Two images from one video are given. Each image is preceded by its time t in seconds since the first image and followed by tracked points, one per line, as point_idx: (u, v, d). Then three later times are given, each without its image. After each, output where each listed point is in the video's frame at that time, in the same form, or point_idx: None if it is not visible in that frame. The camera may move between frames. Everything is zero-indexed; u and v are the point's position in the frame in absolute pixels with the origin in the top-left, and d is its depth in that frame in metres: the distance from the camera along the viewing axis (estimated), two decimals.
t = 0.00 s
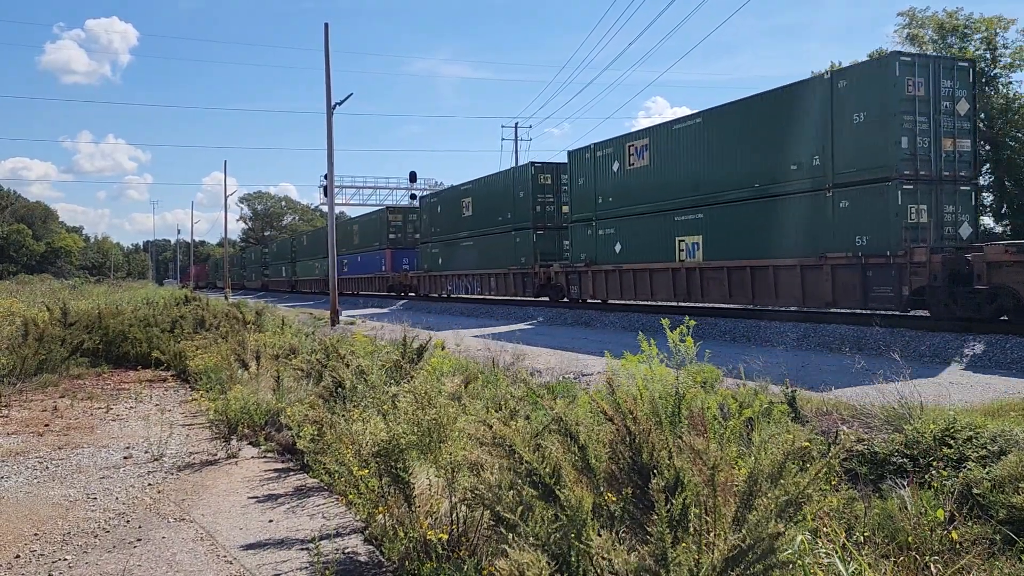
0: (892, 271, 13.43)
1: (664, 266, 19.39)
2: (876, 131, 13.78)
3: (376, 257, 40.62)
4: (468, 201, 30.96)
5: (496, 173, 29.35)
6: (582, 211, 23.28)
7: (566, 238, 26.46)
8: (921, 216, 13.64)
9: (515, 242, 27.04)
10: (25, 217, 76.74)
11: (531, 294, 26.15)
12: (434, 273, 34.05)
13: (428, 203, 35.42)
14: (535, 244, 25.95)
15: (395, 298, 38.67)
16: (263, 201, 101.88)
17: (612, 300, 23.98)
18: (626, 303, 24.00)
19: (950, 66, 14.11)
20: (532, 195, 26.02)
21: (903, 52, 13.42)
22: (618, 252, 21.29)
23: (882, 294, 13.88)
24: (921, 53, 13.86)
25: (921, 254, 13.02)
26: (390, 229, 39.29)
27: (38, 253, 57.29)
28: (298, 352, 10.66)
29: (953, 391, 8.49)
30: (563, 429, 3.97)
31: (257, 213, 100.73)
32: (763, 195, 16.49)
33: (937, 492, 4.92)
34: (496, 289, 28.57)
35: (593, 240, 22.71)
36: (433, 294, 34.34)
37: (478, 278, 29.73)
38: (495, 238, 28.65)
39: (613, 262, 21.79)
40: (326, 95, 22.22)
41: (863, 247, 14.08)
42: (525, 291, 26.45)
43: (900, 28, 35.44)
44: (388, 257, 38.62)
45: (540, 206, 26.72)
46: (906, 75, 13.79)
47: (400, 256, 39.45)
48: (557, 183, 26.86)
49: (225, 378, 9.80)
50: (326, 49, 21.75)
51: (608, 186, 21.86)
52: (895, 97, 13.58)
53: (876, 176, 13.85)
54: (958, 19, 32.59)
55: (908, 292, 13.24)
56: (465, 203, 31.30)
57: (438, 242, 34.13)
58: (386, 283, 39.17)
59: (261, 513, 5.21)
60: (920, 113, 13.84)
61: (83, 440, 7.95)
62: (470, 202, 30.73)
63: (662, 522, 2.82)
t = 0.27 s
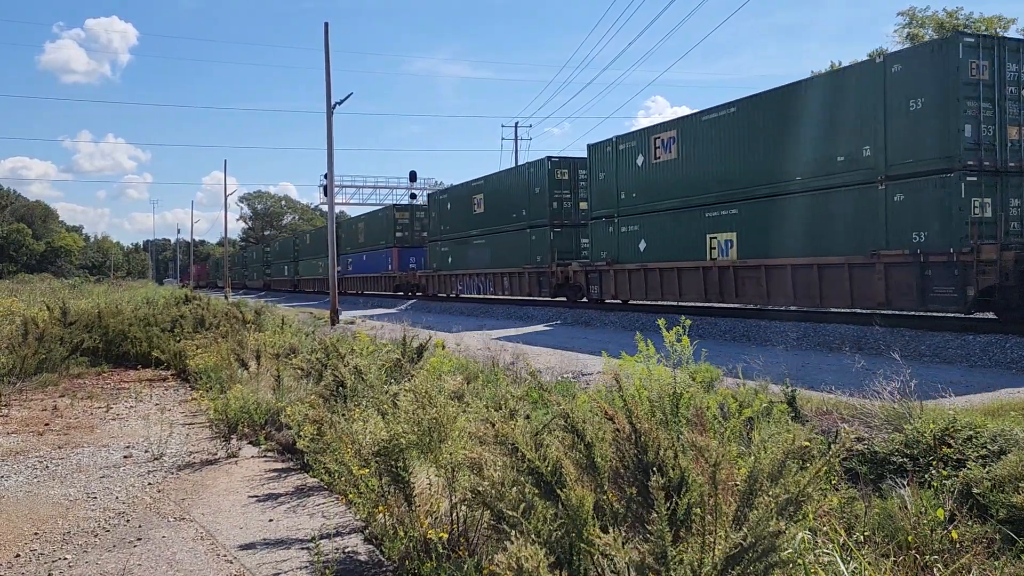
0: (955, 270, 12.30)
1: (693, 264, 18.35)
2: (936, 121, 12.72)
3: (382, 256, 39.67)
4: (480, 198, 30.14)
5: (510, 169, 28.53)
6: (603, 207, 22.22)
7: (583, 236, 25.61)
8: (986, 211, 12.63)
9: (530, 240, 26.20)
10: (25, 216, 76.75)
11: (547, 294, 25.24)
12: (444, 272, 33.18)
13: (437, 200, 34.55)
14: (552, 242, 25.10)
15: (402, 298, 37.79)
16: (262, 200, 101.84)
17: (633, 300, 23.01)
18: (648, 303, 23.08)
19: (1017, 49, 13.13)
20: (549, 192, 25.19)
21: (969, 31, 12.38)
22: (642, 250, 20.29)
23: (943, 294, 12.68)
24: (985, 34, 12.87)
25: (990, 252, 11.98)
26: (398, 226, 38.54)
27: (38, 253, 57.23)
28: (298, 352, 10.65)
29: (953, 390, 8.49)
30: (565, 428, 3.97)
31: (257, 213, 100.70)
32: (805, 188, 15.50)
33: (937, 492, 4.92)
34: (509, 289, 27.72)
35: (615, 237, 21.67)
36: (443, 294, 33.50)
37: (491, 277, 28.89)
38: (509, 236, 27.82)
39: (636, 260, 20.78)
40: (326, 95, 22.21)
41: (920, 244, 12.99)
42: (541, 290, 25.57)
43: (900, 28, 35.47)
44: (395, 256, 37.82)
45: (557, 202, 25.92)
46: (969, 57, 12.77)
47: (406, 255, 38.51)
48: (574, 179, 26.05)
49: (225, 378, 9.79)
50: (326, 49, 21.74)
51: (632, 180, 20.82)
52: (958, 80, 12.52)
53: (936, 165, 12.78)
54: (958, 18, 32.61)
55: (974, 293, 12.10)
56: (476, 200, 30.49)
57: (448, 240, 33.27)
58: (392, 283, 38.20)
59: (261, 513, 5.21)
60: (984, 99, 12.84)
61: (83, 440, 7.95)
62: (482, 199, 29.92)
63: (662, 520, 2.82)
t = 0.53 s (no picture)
0: None
1: (727, 262, 17.27)
2: (1010, 109, 11.64)
3: (389, 254, 39.27)
4: (494, 195, 29.30)
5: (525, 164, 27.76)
6: (625, 202, 21.28)
7: (603, 234, 24.73)
8: None
9: (547, 238, 25.33)
10: (26, 215, 76.86)
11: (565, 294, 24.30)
12: (455, 271, 32.32)
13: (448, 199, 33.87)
14: (570, 240, 24.28)
15: (410, 297, 37.40)
16: (263, 200, 101.79)
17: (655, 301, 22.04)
18: (670, 304, 22.19)
19: None
20: (567, 186, 24.42)
21: None
22: (668, 248, 19.39)
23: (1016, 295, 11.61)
24: None
25: None
26: (405, 225, 38.18)
27: (38, 252, 57.17)
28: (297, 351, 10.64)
29: (952, 390, 8.49)
30: (566, 427, 3.96)
31: (257, 213, 100.67)
32: (855, 181, 14.50)
33: (938, 491, 4.91)
34: (524, 288, 26.94)
35: (638, 235, 20.74)
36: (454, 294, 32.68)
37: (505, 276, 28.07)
38: (524, 234, 27.03)
39: (661, 259, 19.82)
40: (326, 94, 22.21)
41: (986, 239, 11.98)
42: (558, 290, 24.65)
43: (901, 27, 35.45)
44: (402, 255, 37.55)
45: (574, 199, 25.12)
46: None
47: (414, 254, 38.30)
48: (593, 175, 25.24)
49: (225, 377, 9.78)
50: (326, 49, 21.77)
51: (658, 174, 19.89)
52: None
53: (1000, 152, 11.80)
54: (959, 18, 32.59)
55: None
56: (489, 197, 29.66)
57: (459, 239, 32.47)
58: (400, 281, 37.80)
59: (261, 512, 5.21)
60: None
61: (83, 439, 7.95)
62: (495, 195, 29.16)
63: (663, 518, 2.81)
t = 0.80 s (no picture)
0: None
1: (728, 262, 17.25)
2: (1009, 103, 11.66)
3: (396, 253, 38.86)
4: (507, 191, 28.36)
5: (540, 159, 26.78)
6: (651, 199, 20.31)
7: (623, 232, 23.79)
8: None
9: (564, 236, 24.45)
10: (26, 215, 76.88)
11: (585, 294, 23.39)
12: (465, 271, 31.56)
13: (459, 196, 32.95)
14: (590, 238, 23.31)
15: (418, 297, 37.08)
16: (263, 199, 101.80)
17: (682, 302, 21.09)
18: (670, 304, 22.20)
19: None
20: (586, 182, 23.45)
21: None
22: (698, 247, 18.49)
23: None
24: None
25: None
26: (412, 222, 37.82)
27: (38, 251, 57.15)
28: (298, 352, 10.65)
29: (951, 390, 8.50)
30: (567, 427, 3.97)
31: (257, 212, 100.68)
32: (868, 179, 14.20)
33: (937, 491, 4.92)
34: (540, 287, 26.02)
35: (666, 233, 19.74)
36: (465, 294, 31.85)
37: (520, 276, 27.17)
38: (538, 231, 26.14)
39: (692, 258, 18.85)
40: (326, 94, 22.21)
41: None
42: (577, 290, 23.77)
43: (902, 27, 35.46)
44: (410, 254, 37.27)
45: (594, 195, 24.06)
46: None
47: (422, 253, 37.99)
48: (614, 169, 24.20)
49: (226, 377, 9.79)
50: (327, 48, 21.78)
51: (688, 169, 18.89)
52: None
53: None
54: (959, 18, 32.59)
55: None
56: (502, 193, 28.71)
57: (470, 237, 31.63)
58: (407, 281, 37.41)
59: (261, 511, 5.22)
60: None
61: (84, 438, 7.96)
62: (508, 192, 28.27)
63: (663, 517, 2.82)
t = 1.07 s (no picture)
0: None
1: (728, 262, 17.24)
2: (1009, 110, 11.68)
3: (403, 252, 38.72)
4: (522, 187, 27.49)
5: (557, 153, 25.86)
6: (678, 195, 19.24)
7: (646, 229, 22.91)
8: None
9: (584, 234, 23.60)
10: (26, 215, 76.93)
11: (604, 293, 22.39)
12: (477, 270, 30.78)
13: (472, 192, 32.04)
14: (611, 235, 22.40)
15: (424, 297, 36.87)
16: (263, 199, 101.82)
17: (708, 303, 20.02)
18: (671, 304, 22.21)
19: None
20: (607, 177, 22.57)
21: None
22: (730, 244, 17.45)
23: None
24: None
25: None
26: (421, 220, 37.75)
27: (38, 251, 57.12)
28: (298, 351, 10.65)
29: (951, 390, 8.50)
30: (567, 427, 3.97)
31: (257, 212, 100.67)
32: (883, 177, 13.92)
33: (937, 491, 4.92)
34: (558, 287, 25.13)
35: (696, 230, 18.64)
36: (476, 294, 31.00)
37: (536, 275, 26.29)
38: (556, 229, 25.29)
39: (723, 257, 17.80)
40: (326, 94, 22.22)
41: None
42: (596, 290, 22.79)
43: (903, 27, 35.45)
44: (418, 253, 37.13)
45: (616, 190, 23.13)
46: None
47: (430, 252, 37.81)
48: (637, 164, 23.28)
49: (226, 377, 9.79)
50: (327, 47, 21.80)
51: (721, 163, 17.83)
52: None
53: None
54: (960, 18, 32.59)
55: None
56: (517, 189, 27.81)
57: (484, 235, 30.79)
58: (415, 281, 37.14)
59: (262, 511, 5.22)
60: None
61: (84, 438, 7.96)
62: (524, 188, 27.41)
63: (662, 517, 2.83)
